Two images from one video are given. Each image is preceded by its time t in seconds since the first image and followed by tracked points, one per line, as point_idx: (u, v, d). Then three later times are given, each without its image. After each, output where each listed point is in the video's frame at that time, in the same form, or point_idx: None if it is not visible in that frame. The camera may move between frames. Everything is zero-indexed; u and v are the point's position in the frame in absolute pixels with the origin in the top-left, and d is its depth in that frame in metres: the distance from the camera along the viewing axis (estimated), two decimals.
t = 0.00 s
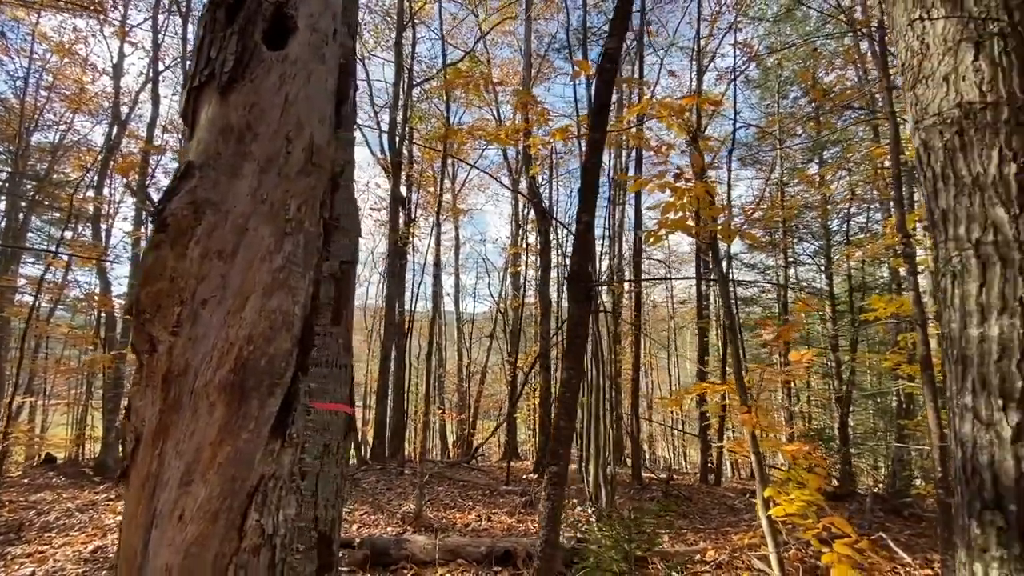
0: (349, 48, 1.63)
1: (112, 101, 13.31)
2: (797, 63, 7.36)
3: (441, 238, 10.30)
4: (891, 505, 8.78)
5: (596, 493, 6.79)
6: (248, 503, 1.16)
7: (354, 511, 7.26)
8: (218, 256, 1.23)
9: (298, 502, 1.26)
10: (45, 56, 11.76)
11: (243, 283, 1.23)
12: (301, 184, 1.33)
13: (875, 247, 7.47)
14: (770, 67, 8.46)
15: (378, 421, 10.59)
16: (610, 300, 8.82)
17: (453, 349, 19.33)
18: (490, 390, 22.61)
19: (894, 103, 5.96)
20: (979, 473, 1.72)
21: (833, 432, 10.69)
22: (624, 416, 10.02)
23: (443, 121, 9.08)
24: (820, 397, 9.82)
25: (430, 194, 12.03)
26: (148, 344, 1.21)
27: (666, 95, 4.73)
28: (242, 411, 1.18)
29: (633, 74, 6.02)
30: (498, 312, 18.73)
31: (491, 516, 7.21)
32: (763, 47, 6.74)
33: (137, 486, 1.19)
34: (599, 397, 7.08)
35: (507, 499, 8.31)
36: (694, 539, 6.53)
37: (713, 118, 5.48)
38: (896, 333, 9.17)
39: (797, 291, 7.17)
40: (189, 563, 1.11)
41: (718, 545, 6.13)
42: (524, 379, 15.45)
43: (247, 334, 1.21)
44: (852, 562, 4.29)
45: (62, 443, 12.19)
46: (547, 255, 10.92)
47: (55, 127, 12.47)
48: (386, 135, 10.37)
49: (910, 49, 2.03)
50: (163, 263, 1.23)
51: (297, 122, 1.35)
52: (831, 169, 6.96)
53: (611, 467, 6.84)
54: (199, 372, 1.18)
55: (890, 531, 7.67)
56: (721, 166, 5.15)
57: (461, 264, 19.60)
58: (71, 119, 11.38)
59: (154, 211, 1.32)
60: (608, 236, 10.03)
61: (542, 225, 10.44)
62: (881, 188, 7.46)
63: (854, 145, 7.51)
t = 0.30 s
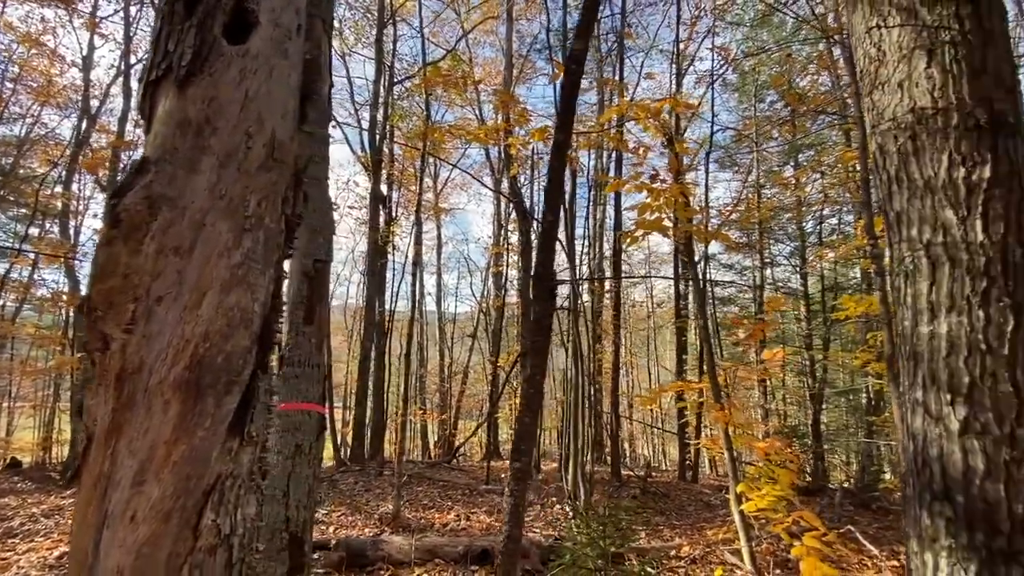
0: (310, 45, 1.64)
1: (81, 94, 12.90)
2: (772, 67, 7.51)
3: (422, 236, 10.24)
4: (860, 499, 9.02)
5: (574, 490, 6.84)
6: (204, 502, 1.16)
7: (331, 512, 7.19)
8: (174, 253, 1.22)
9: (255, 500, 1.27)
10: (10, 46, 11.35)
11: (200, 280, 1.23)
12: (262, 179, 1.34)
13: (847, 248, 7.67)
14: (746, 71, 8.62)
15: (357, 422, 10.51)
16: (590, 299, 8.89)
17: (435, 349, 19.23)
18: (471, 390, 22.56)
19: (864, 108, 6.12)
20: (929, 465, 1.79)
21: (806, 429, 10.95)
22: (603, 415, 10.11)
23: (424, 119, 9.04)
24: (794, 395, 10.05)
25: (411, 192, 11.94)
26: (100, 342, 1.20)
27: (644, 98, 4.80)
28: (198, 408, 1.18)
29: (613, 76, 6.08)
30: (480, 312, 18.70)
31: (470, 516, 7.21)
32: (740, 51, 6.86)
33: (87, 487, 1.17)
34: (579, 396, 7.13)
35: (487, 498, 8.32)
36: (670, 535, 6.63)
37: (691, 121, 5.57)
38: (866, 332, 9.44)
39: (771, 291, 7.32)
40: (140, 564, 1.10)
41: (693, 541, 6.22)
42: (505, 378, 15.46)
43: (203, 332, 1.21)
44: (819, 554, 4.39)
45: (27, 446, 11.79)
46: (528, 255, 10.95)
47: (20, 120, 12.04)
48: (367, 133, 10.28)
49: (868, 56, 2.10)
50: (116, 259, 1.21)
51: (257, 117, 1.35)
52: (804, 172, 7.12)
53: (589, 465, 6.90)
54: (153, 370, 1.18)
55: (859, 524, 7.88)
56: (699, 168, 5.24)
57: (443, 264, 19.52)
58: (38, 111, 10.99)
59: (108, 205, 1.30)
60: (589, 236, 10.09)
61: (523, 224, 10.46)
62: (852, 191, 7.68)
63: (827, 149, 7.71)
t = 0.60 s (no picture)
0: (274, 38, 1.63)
1: (48, 85, 12.45)
2: (749, 70, 7.64)
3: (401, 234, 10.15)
4: (831, 492, 9.25)
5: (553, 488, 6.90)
6: (160, 502, 1.16)
7: (307, 513, 7.11)
8: (130, 248, 1.21)
9: (214, 500, 1.28)
10: None
11: (157, 276, 1.22)
12: (223, 174, 1.34)
13: (819, 249, 7.85)
14: (724, 74, 8.76)
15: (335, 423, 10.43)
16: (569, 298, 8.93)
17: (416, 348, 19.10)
18: (452, 389, 22.45)
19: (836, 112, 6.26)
20: (885, 458, 1.85)
21: (780, 425, 11.18)
22: (582, 413, 10.18)
23: (404, 116, 8.95)
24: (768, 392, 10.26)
25: (391, 190, 11.84)
26: (50, 340, 1.17)
27: (623, 99, 4.84)
28: (153, 407, 1.18)
29: (593, 76, 6.12)
30: (461, 311, 18.64)
31: (448, 515, 7.19)
32: (717, 54, 6.97)
33: (35, 488, 1.14)
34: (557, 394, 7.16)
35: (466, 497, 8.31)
36: (646, 530, 6.72)
37: (669, 123, 5.65)
38: (836, 330, 9.68)
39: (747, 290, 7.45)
40: (93, 566, 1.09)
41: (669, 536, 6.31)
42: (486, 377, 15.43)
43: (160, 329, 1.21)
44: (789, 546, 4.49)
45: None
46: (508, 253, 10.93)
47: None
48: (346, 129, 10.14)
49: (830, 61, 2.15)
50: (67, 253, 1.19)
51: (219, 110, 1.34)
52: (779, 174, 7.27)
53: (567, 463, 6.95)
54: (108, 367, 1.16)
55: (828, 517, 8.11)
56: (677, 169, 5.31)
57: (423, 263, 19.41)
58: None
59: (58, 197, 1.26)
60: (568, 235, 10.11)
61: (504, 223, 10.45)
62: (824, 193, 7.88)
63: (801, 151, 7.88)
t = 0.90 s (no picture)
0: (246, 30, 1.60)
1: (19, 76, 12.07)
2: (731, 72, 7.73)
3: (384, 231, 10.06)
4: (808, 487, 9.44)
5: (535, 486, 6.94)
6: (126, 502, 1.17)
7: (287, 514, 7.03)
8: (93, 243, 1.19)
9: (178, 500, 1.30)
10: None
11: (122, 272, 1.21)
12: (192, 168, 1.32)
13: (798, 248, 7.99)
14: (707, 75, 8.87)
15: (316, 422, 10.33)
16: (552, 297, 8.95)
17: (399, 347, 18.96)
18: (437, 388, 22.33)
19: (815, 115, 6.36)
20: (854, 452, 1.89)
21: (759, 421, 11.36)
22: (566, 410, 10.22)
23: (387, 113, 8.87)
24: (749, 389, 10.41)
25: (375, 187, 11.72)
26: (7, 336, 1.13)
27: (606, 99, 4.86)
28: (118, 405, 1.17)
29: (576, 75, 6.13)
30: (446, 309, 18.56)
31: (431, 514, 7.15)
32: (699, 56, 7.04)
33: None
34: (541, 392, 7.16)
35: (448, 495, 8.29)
36: (628, 526, 6.79)
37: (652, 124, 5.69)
38: (814, 328, 9.87)
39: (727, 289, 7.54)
40: (55, 568, 1.08)
41: (650, 532, 6.38)
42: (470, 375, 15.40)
43: (125, 326, 1.20)
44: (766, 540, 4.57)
45: None
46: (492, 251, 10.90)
47: None
48: (329, 125, 10.01)
49: (804, 63, 2.19)
50: (27, 247, 1.15)
51: (188, 103, 1.33)
52: (759, 174, 7.36)
53: (549, 461, 6.98)
54: (70, 366, 1.14)
55: (805, 512, 8.27)
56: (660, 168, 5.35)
57: (408, 261, 19.27)
58: None
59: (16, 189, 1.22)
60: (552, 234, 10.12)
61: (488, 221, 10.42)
62: (803, 194, 8.02)
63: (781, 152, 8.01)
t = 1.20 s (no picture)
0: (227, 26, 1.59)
1: None
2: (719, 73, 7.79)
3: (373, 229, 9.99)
4: (793, 484, 9.57)
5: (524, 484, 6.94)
6: (104, 502, 1.16)
7: (274, 514, 6.99)
8: (71, 240, 1.17)
9: (157, 500, 1.30)
10: None
11: (101, 269, 1.20)
12: (172, 165, 1.32)
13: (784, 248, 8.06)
14: (696, 76, 8.92)
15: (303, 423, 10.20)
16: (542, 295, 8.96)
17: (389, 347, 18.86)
18: (427, 388, 22.26)
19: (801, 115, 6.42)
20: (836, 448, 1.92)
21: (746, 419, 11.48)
22: (555, 409, 10.23)
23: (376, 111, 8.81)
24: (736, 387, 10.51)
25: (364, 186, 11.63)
26: None
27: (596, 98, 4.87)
28: (96, 404, 1.17)
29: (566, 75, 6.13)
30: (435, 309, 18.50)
31: (420, 513, 7.14)
32: (688, 56, 7.08)
33: None
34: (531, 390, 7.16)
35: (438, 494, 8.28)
36: (616, 524, 6.83)
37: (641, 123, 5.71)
38: (800, 327, 9.98)
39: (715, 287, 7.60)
40: (32, 570, 1.05)
41: (638, 529, 6.43)
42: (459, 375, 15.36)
43: (103, 324, 1.19)
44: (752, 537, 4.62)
45: None
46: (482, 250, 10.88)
47: None
48: (317, 122, 9.93)
49: (788, 64, 2.22)
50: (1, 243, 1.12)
51: (168, 98, 1.32)
52: (747, 174, 7.43)
53: (538, 459, 6.99)
54: (48, 364, 1.12)
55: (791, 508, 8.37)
56: (649, 168, 5.38)
57: (397, 260, 19.17)
58: None
59: None
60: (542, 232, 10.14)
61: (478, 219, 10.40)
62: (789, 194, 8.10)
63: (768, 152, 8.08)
